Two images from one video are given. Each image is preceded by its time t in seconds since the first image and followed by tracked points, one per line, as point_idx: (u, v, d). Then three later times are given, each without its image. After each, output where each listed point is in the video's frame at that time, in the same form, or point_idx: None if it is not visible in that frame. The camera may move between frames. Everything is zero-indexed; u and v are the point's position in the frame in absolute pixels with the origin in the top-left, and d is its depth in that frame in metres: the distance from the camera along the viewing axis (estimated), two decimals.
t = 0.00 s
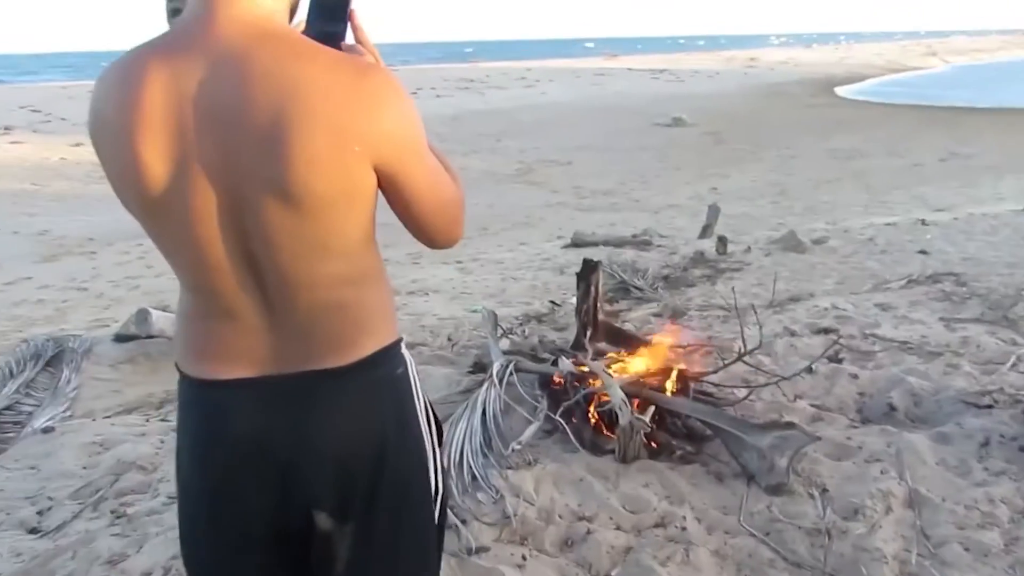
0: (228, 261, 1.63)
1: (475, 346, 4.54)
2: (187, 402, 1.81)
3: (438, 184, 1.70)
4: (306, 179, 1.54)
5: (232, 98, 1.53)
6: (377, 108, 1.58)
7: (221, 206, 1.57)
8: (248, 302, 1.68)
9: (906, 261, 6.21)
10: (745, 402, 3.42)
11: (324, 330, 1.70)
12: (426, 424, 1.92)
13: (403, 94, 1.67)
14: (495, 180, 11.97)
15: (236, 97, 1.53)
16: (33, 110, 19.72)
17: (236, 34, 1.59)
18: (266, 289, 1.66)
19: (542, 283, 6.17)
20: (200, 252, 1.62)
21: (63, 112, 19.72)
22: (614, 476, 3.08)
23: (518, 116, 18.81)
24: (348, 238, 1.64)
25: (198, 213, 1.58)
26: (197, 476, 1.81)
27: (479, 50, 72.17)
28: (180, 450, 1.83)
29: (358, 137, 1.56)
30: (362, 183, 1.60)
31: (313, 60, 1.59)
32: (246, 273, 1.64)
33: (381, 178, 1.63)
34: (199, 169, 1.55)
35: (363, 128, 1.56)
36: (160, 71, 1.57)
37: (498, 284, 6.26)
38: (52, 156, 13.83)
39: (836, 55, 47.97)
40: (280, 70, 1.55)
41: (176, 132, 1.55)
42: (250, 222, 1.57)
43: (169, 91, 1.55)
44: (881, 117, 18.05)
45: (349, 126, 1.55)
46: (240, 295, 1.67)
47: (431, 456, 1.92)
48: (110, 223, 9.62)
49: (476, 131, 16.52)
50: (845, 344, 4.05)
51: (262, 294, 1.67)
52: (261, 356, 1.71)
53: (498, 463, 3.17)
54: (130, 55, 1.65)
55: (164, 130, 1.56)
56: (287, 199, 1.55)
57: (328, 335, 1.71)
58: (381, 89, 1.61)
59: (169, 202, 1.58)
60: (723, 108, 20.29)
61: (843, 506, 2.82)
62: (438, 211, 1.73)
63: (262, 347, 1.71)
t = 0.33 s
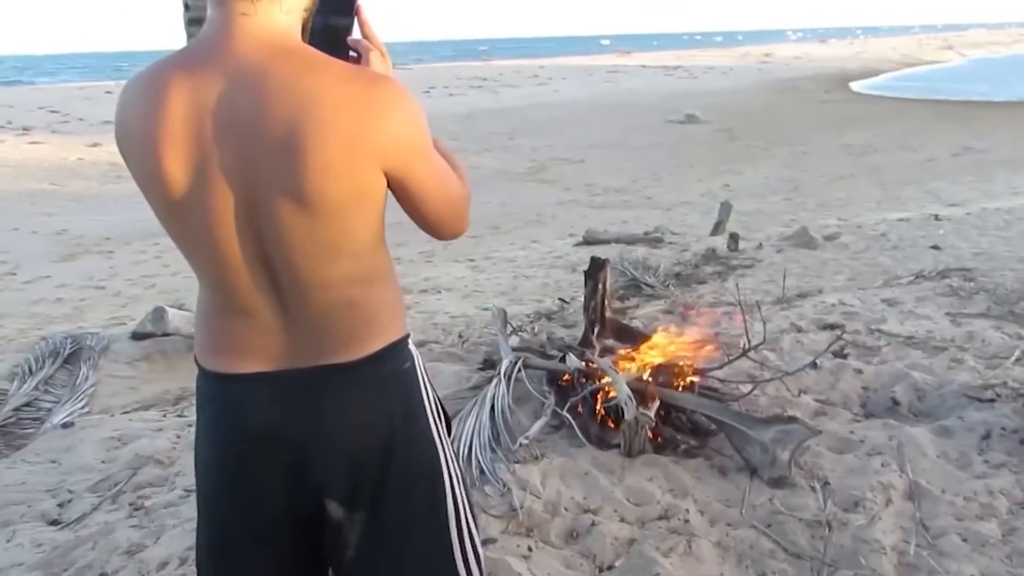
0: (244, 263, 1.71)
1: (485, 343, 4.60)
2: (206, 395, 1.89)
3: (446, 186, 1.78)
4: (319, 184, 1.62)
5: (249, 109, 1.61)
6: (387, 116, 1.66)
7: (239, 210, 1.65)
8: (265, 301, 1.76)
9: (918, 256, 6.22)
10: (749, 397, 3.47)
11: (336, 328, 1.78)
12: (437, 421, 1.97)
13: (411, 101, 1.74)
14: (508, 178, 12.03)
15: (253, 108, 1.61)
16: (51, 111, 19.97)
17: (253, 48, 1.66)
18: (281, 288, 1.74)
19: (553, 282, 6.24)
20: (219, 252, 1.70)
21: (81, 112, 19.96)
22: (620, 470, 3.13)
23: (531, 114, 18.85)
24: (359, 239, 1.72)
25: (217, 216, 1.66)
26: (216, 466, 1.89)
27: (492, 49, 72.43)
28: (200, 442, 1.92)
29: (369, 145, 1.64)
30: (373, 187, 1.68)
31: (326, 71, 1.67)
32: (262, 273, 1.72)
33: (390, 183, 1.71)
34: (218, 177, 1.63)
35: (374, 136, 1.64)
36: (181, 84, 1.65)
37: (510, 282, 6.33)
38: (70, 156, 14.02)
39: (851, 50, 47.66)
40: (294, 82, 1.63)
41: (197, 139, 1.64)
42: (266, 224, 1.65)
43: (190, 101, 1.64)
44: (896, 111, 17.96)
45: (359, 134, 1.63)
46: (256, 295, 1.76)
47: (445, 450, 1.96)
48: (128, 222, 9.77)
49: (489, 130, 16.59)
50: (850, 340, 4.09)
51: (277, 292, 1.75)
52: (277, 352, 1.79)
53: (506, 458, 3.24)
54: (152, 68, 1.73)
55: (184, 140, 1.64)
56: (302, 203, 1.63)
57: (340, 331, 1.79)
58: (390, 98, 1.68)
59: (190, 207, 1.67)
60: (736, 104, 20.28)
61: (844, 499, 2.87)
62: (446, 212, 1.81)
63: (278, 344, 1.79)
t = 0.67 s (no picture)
0: (257, 371, 1.77)
1: (493, 430, 4.59)
2: (216, 498, 1.94)
3: (455, 295, 1.84)
4: (331, 304, 1.68)
5: (266, 229, 1.69)
6: (399, 236, 1.72)
7: (255, 325, 1.72)
8: (276, 406, 1.82)
9: (928, 339, 6.21)
10: (759, 489, 3.44)
11: (345, 434, 1.83)
12: (440, 517, 2.04)
13: (422, 215, 1.81)
14: (517, 259, 12.15)
15: (270, 228, 1.69)
16: (69, 191, 20.41)
17: (271, 168, 1.73)
18: (293, 396, 1.79)
19: (561, 365, 6.24)
20: (234, 362, 1.77)
21: (99, 193, 20.40)
22: (628, 565, 3.09)
23: (540, 196, 19.13)
24: (369, 350, 1.78)
25: (233, 329, 1.73)
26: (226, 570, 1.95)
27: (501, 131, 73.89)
28: (208, 541, 1.97)
29: (380, 263, 1.70)
30: (383, 300, 1.74)
31: (341, 192, 1.73)
32: (275, 382, 1.78)
33: (401, 297, 1.77)
34: (235, 293, 1.71)
35: (385, 256, 1.71)
36: (203, 203, 1.73)
37: (518, 365, 6.33)
38: (86, 236, 14.27)
39: (856, 130, 48.43)
40: (310, 204, 1.70)
41: (216, 257, 1.71)
42: (279, 338, 1.72)
43: (211, 221, 1.71)
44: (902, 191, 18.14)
45: (370, 252, 1.69)
46: (269, 401, 1.81)
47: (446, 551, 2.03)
48: (140, 303, 9.87)
49: (499, 212, 16.82)
50: (860, 429, 4.06)
51: (290, 400, 1.81)
52: (288, 457, 1.85)
53: (512, 551, 3.20)
54: (174, 182, 1.80)
55: (205, 257, 1.72)
56: (315, 320, 1.69)
57: (349, 437, 1.84)
58: (403, 216, 1.75)
59: (208, 319, 1.74)
60: (743, 185, 20.53)
61: None
62: (456, 319, 1.86)
63: (289, 448, 1.85)
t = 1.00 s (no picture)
0: (278, 434, 1.82)
1: (506, 494, 4.57)
2: (235, 559, 1.97)
3: (471, 360, 1.88)
4: (350, 367, 1.73)
5: (289, 296, 1.74)
6: (416, 301, 1.77)
7: (275, 388, 1.77)
8: (296, 469, 1.85)
9: (944, 406, 6.16)
10: (774, 556, 3.41)
11: (363, 497, 1.86)
12: None
13: (438, 281, 1.86)
14: (530, 322, 12.18)
15: (294, 294, 1.75)
16: (87, 256, 20.71)
17: (295, 237, 1.79)
18: (312, 457, 1.83)
19: (574, 428, 6.22)
20: (255, 424, 1.82)
21: (116, 256, 20.69)
22: None
23: (553, 259, 19.25)
24: (386, 412, 1.82)
25: (254, 392, 1.78)
26: None
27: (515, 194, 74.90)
28: None
29: (399, 328, 1.75)
30: (400, 364, 1.79)
31: (361, 258, 1.79)
32: (294, 443, 1.83)
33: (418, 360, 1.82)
34: (256, 356, 1.76)
35: (403, 320, 1.75)
36: (229, 270, 1.79)
37: (531, 428, 6.32)
38: (102, 299, 14.43)
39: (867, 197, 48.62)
40: (330, 271, 1.76)
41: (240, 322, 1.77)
42: (299, 401, 1.77)
43: (236, 286, 1.77)
44: (916, 257, 18.16)
45: (389, 318, 1.74)
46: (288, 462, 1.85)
47: None
48: (154, 366, 9.92)
49: (512, 275, 16.93)
50: (875, 496, 4.03)
51: (308, 462, 1.84)
52: (306, 519, 1.88)
53: None
54: (202, 251, 1.87)
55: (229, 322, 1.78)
56: (335, 384, 1.74)
57: (366, 500, 1.87)
58: (421, 282, 1.80)
59: (230, 382, 1.79)
60: (756, 249, 20.60)
61: None
62: (472, 382, 1.89)
63: (307, 510, 1.88)
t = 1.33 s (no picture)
0: (285, 428, 1.85)
1: (505, 493, 4.58)
2: (242, 549, 2.00)
3: (476, 358, 1.90)
4: (356, 363, 1.76)
5: (297, 291, 1.78)
6: (421, 298, 1.80)
7: (282, 384, 1.80)
8: (302, 461, 1.89)
9: (941, 414, 6.21)
10: (772, 556, 3.44)
11: (367, 490, 1.89)
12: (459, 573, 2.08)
13: (445, 279, 1.89)
14: (529, 325, 12.21)
15: (302, 289, 1.78)
16: (86, 257, 20.74)
17: (304, 233, 1.82)
18: (317, 451, 1.86)
19: (572, 430, 6.24)
20: (262, 418, 1.85)
21: (115, 258, 20.72)
22: None
23: (552, 263, 19.30)
24: (390, 408, 1.85)
25: (261, 387, 1.82)
26: None
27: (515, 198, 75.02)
28: None
29: (404, 324, 1.78)
30: (405, 361, 1.82)
31: (368, 256, 1.82)
32: (300, 438, 1.86)
33: (422, 357, 1.84)
34: (264, 352, 1.79)
35: (408, 317, 1.78)
36: (237, 265, 1.82)
37: (530, 429, 6.35)
38: (100, 301, 14.45)
39: (865, 209, 48.72)
40: (337, 268, 1.79)
41: (247, 317, 1.80)
42: (305, 396, 1.80)
43: (243, 282, 1.81)
44: (915, 267, 18.23)
45: (395, 314, 1.77)
46: (294, 456, 1.88)
47: None
48: (153, 366, 9.94)
49: (511, 278, 16.96)
50: (873, 500, 4.07)
51: (314, 456, 1.87)
52: (310, 512, 1.91)
53: None
54: (212, 246, 1.91)
55: (237, 317, 1.81)
56: (341, 380, 1.77)
57: (370, 494, 1.90)
58: (427, 279, 1.83)
59: (238, 376, 1.83)
60: (755, 256, 20.66)
61: None
62: (477, 379, 1.92)
63: (312, 503, 1.91)
